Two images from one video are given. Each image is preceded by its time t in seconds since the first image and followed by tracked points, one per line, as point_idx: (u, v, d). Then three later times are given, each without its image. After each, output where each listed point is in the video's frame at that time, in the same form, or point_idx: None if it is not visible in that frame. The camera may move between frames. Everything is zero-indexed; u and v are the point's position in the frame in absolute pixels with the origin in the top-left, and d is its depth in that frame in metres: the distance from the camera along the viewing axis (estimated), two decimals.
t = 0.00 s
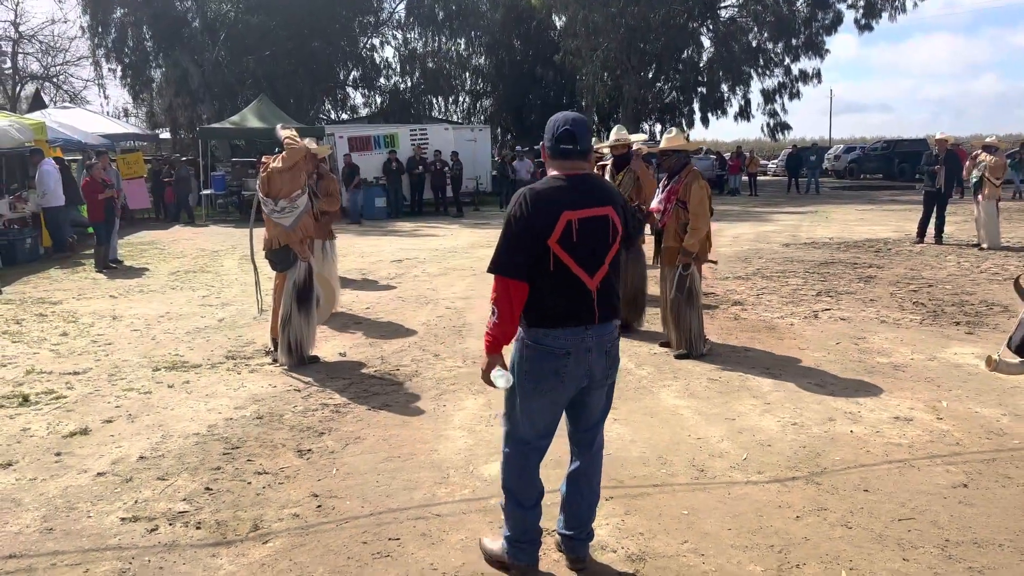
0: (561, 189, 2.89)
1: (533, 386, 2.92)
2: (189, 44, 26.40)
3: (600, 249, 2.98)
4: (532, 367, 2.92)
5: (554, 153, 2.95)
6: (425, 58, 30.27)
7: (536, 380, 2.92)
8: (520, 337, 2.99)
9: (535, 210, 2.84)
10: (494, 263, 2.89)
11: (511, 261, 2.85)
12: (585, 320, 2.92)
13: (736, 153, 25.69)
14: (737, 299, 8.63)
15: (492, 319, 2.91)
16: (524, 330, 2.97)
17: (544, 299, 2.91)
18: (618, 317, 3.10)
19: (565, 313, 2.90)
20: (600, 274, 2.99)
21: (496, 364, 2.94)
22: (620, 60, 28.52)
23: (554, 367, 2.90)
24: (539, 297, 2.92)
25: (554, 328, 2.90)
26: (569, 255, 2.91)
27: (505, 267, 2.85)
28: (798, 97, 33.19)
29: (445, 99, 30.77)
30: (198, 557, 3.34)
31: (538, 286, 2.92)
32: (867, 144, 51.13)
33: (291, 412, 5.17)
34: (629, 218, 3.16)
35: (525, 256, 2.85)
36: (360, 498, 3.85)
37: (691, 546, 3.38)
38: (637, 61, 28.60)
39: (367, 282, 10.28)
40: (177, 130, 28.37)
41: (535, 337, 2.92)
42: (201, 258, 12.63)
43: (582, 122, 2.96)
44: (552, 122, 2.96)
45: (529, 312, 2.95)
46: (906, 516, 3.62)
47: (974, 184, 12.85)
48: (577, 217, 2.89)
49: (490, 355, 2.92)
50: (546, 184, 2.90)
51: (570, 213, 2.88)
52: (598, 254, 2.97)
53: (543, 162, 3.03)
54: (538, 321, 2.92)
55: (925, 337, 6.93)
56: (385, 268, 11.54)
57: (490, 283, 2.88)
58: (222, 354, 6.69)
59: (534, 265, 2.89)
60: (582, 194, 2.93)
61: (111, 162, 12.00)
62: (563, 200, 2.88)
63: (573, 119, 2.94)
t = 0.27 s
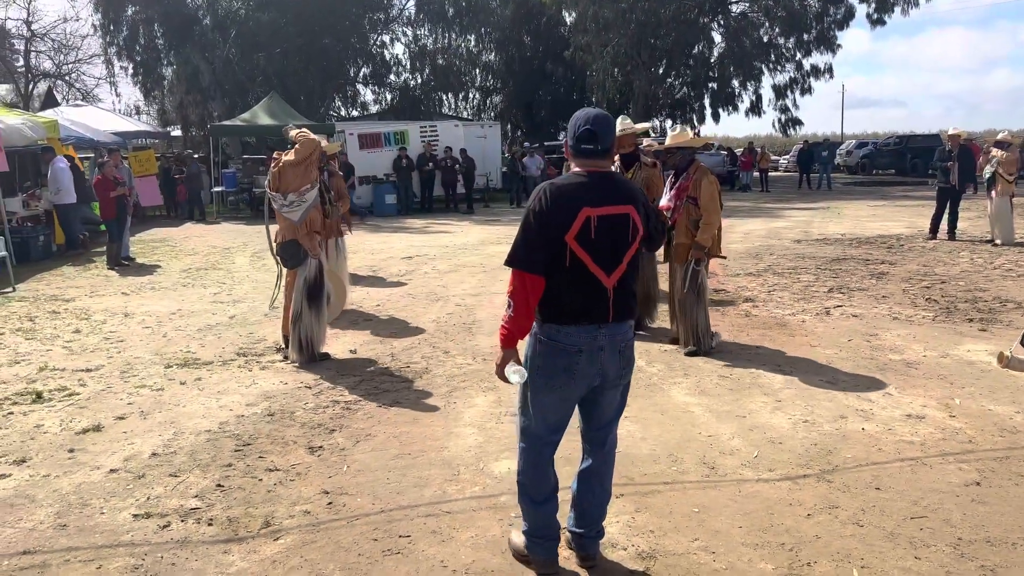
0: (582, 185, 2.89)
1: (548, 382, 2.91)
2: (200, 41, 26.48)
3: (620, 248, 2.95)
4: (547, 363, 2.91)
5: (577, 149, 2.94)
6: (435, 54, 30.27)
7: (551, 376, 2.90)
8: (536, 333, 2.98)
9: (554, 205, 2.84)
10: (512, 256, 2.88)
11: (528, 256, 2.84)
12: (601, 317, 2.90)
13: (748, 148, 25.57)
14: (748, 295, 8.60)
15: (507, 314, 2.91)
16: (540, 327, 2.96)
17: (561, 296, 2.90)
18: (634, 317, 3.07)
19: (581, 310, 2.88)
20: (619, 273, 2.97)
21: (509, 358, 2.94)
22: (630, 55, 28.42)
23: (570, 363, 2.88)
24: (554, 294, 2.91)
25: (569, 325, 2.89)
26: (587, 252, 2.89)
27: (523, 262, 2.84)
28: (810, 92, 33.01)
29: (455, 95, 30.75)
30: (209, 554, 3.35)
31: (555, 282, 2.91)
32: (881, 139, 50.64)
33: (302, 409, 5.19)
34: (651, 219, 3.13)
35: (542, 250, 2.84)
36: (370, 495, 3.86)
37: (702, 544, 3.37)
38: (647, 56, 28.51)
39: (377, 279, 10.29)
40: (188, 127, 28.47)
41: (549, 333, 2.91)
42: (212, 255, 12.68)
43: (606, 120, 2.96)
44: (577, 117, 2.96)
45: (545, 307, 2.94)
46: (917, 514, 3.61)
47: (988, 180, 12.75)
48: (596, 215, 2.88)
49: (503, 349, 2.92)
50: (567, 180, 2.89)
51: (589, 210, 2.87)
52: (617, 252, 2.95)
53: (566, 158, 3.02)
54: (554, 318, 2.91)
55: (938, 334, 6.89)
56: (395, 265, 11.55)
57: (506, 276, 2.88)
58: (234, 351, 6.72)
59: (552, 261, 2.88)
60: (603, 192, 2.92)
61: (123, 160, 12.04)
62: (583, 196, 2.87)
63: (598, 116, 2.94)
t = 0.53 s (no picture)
0: (597, 188, 2.85)
1: (561, 383, 2.91)
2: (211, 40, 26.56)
3: (636, 251, 2.92)
4: (559, 365, 2.91)
5: (595, 150, 2.90)
6: (445, 52, 30.28)
7: (564, 377, 2.90)
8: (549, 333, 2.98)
9: (568, 208, 2.82)
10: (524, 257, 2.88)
11: (540, 257, 2.83)
12: (615, 320, 2.89)
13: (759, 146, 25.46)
14: (759, 294, 8.56)
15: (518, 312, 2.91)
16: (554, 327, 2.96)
17: (572, 298, 2.89)
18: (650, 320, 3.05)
19: (592, 314, 2.87)
20: (634, 276, 2.94)
21: (520, 355, 2.95)
22: (641, 53, 28.33)
23: (583, 367, 2.88)
24: (567, 295, 2.90)
25: (584, 326, 2.87)
26: (601, 255, 2.86)
27: (534, 264, 2.83)
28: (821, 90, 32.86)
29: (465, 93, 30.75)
30: (221, 551, 3.37)
31: (568, 284, 2.90)
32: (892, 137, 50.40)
33: (312, 406, 5.20)
34: (672, 221, 3.08)
35: (554, 253, 2.83)
36: (381, 493, 3.87)
37: (711, 543, 3.37)
38: (657, 54, 28.43)
39: (387, 277, 10.30)
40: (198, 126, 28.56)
41: (564, 335, 2.91)
42: (223, 253, 12.72)
43: (630, 121, 2.90)
44: (597, 118, 2.91)
45: (557, 308, 2.94)
46: (929, 514, 3.59)
47: (1001, 178, 12.66)
48: (611, 219, 2.85)
49: (513, 346, 2.93)
50: (582, 182, 2.86)
51: (603, 213, 2.84)
52: (632, 256, 2.91)
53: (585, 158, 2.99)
54: (565, 319, 2.91)
55: (950, 333, 6.85)
56: (405, 263, 11.56)
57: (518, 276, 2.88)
58: (244, 349, 6.74)
59: (565, 263, 2.87)
60: (619, 195, 2.88)
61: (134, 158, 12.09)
62: (598, 199, 2.84)
63: (618, 117, 2.88)
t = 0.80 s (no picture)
0: (615, 193, 2.72)
1: (592, 393, 2.78)
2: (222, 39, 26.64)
3: (659, 257, 2.78)
4: (588, 374, 2.79)
5: (612, 154, 2.77)
6: (455, 51, 30.30)
7: (589, 388, 2.78)
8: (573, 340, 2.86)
9: (586, 215, 2.70)
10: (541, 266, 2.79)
11: (557, 266, 2.73)
12: (644, 326, 2.75)
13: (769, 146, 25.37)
14: (770, 295, 8.53)
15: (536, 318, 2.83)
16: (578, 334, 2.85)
17: (594, 306, 2.77)
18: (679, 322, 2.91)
19: (616, 323, 2.74)
20: (659, 281, 2.80)
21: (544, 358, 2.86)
22: (651, 52, 28.26)
23: (614, 376, 2.74)
24: (590, 302, 2.79)
25: (613, 333, 2.74)
26: (622, 262, 2.74)
27: (551, 273, 2.73)
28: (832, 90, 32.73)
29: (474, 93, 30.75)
30: (231, 548, 3.38)
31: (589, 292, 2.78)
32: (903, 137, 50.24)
33: (323, 404, 5.22)
34: (695, 223, 2.93)
35: (570, 261, 2.72)
36: (390, 491, 3.87)
37: (722, 544, 3.35)
38: (667, 53, 28.37)
39: (397, 276, 10.31)
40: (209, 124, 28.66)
41: (588, 344, 2.79)
42: (234, 251, 12.77)
43: (648, 123, 2.76)
44: (614, 120, 2.78)
45: (578, 316, 2.83)
46: (941, 516, 3.57)
47: (1012, 179, 12.60)
48: (632, 225, 2.72)
49: (534, 349, 2.85)
50: (600, 187, 2.74)
51: (624, 219, 2.71)
52: (656, 261, 2.78)
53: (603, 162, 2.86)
54: (587, 328, 2.79)
55: (962, 334, 6.80)
56: (414, 262, 11.58)
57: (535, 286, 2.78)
58: (254, 347, 6.76)
59: (584, 270, 2.76)
60: (640, 200, 2.74)
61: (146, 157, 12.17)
62: (615, 205, 2.71)
63: (636, 120, 2.74)
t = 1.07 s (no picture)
0: (644, 193, 2.71)
1: (624, 399, 2.76)
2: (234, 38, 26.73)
3: (694, 255, 2.76)
4: (622, 379, 2.76)
5: (634, 155, 2.76)
6: (466, 52, 30.32)
7: (627, 393, 2.75)
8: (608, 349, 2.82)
9: (617, 219, 2.67)
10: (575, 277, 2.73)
11: (593, 272, 2.68)
12: (682, 328, 2.73)
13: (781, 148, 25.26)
14: (781, 297, 8.49)
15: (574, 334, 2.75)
16: (614, 340, 2.81)
17: (630, 310, 2.74)
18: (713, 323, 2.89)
19: (653, 327, 2.71)
20: (696, 281, 2.78)
21: (579, 379, 2.80)
22: (662, 53, 28.20)
23: (647, 382, 2.73)
24: (626, 307, 2.75)
25: (650, 338, 2.72)
26: (659, 262, 2.71)
27: (588, 280, 2.68)
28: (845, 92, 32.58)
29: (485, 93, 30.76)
30: (241, 546, 3.39)
31: (626, 297, 2.74)
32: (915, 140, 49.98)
33: (333, 403, 5.23)
34: (724, 218, 2.92)
35: (606, 267, 2.68)
36: (400, 491, 3.87)
37: (733, 548, 3.34)
38: (679, 54, 28.31)
39: (407, 276, 10.32)
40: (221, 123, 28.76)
41: (625, 348, 2.75)
42: (244, 250, 12.81)
43: (668, 121, 2.77)
44: (633, 122, 2.77)
45: (615, 322, 2.78)
46: (953, 522, 3.54)
47: None
48: (666, 223, 2.70)
49: (571, 371, 2.78)
50: (629, 189, 2.72)
51: (656, 219, 2.69)
52: (691, 259, 2.75)
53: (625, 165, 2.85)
54: (624, 333, 2.76)
55: (975, 338, 6.76)
56: (424, 262, 11.59)
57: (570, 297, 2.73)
58: (265, 346, 6.78)
59: (621, 275, 2.72)
60: (669, 198, 2.73)
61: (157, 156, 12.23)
62: (646, 205, 2.69)
63: (655, 117, 2.75)
